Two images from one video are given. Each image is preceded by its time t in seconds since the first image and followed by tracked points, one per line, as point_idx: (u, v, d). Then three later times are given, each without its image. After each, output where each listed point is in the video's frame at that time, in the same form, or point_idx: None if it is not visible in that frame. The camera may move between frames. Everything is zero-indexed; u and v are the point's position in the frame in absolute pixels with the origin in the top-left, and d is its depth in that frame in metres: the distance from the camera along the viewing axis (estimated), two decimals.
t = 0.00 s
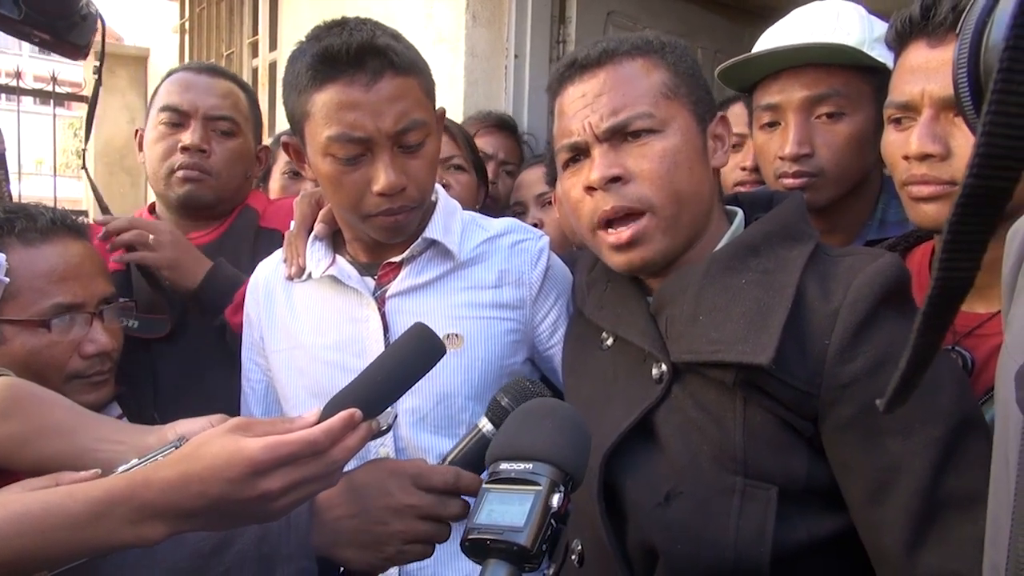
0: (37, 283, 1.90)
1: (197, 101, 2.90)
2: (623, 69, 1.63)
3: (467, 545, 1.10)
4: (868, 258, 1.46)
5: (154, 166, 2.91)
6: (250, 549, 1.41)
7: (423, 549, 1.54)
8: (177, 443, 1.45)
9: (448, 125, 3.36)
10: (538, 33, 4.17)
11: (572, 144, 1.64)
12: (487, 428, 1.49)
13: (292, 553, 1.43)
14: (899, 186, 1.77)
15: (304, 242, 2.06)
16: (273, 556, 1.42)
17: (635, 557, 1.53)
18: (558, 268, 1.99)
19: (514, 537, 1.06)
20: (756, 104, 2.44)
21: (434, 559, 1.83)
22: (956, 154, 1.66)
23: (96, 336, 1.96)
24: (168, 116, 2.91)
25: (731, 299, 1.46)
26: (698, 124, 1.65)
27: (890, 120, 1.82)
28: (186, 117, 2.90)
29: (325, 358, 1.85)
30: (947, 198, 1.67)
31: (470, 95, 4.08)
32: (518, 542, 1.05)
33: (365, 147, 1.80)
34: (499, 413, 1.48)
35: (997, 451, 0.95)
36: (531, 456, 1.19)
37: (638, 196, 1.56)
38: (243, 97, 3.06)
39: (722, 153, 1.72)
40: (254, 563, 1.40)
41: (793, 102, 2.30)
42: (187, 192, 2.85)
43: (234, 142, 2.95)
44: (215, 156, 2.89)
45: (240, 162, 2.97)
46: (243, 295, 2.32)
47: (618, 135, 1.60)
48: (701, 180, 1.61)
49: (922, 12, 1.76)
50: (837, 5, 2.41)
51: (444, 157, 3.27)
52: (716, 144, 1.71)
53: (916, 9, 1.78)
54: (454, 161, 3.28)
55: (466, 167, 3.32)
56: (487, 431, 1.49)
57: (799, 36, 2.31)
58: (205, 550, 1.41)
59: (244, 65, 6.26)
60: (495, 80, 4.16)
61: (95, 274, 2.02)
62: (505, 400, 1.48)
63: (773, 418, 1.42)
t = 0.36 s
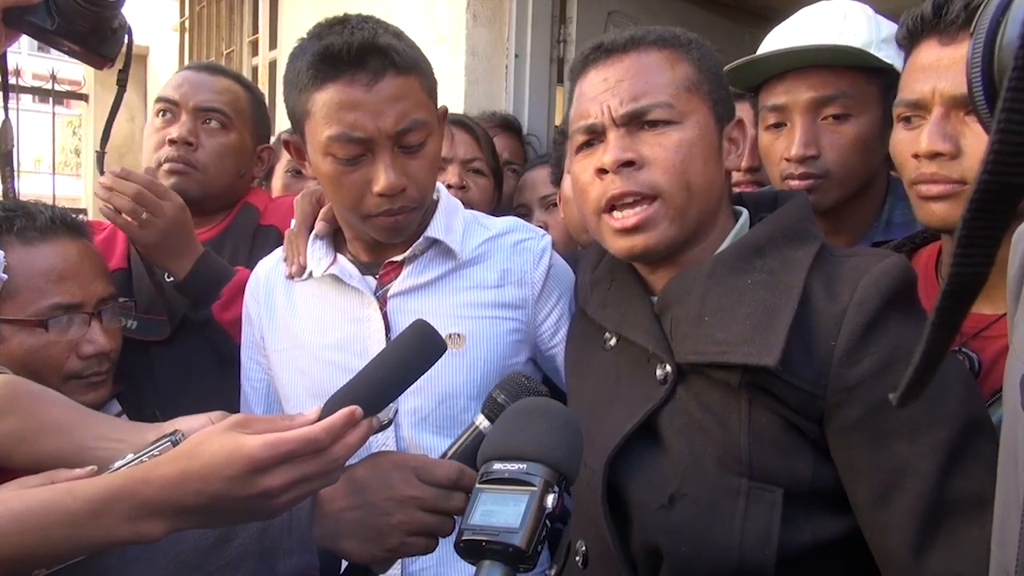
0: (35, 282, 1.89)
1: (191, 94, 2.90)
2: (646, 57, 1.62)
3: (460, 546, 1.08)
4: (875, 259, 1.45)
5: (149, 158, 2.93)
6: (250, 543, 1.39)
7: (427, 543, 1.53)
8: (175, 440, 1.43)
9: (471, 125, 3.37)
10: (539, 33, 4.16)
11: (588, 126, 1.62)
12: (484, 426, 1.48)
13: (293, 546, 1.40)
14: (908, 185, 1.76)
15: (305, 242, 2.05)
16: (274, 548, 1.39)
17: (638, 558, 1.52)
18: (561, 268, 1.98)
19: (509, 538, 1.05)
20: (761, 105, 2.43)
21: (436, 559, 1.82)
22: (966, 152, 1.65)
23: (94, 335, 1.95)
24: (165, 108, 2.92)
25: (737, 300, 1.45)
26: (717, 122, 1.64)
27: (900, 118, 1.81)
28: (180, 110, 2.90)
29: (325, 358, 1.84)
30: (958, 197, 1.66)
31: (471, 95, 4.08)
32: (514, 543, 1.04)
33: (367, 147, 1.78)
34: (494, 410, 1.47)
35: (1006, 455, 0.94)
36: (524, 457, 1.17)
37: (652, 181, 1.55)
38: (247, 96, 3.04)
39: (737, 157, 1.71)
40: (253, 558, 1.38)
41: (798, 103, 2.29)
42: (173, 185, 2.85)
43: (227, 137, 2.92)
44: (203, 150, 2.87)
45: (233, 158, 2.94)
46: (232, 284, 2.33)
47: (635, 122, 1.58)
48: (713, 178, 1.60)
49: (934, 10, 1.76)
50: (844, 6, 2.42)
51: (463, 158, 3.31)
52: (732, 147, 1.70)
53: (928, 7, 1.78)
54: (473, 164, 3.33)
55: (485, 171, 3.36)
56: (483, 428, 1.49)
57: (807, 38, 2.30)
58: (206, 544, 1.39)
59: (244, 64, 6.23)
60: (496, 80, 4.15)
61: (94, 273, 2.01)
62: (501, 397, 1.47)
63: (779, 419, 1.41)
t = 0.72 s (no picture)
0: (32, 279, 1.88)
1: (199, 99, 2.88)
2: (658, 59, 1.61)
3: (462, 539, 1.07)
4: (880, 261, 1.44)
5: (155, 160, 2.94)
6: (248, 543, 1.38)
7: (424, 544, 1.52)
8: (173, 440, 1.42)
9: (483, 128, 3.38)
10: (539, 33, 4.16)
11: (598, 126, 1.62)
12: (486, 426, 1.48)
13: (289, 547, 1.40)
14: (910, 189, 1.76)
15: (305, 240, 2.04)
16: (270, 550, 1.39)
17: (640, 559, 1.52)
18: (563, 268, 1.97)
19: (511, 531, 1.04)
20: (761, 107, 2.42)
21: (439, 561, 1.81)
22: (968, 157, 1.65)
23: (92, 333, 1.94)
24: (171, 111, 2.91)
25: (742, 301, 1.45)
26: (729, 124, 1.64)
27: (900, 122, 1.82)
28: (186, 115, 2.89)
29: (326, 358, 1.83)
30: (961, 203, 1.66)
31: (470, 94, 4.08)
32: (515, 536, 1.04)
33: (369, 147, 1.78)
34: (494, 409, 1.47)
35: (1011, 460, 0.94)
36: (527, 448, 1.17)
37: (662, 184, 1.55)
38: (256, 101, 3.04)
39: (747, 158, 1.73)
40: (250, 558, 1.37)
41: (799, 105, 2.29)
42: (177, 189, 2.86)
43: (232, 144, 2.92)
44: (208, 155, 2.87)
45: (238, 164, 2.94)
46: (201, 243, 2.23)
47: (647, 123, 1.58)
48: (723, 181, 1.60)
49: (934, 14, 1.76)
50: (845, 7, 2.42)
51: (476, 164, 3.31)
52: (742, 148, 1.71)
53: (929, 11, 1.77)
54: (484, 170, 3.33)
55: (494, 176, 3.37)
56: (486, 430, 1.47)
57: (807, 41, 2.31)
58: (201, 546, 1.37)
59: (244, 63, 6.22)
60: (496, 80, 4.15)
61: (91, 271, 2.00)
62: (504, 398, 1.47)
63: (784, 421, 1.40)
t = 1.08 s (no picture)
0: (32, 278, 1.89)
1: (191, 98, 2.85)
2: (650, 65, 1.61)
3: (474, 539, 1.09)
4: (875, 261, 1.45)
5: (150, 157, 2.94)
6: (247, 542, 1.40)
7: (421, 543, 1.53)
8: (172, 441, 1.43)
9: (483, 131, 3.39)
10: (538, 32, 4.16)
11: (592, 136, 1.62)
12: (487, 425, 1.51)
13: (285, 546, 1.41)
14: (905, 194, 1.76)
15: (305, 240, 2.04)
16: (270, 548, 1.40)
17: (637, 558, 1.53)
18: (561, 268, 1.98)
19: (524, 532, 1.05)
20: (756, 108, 2.42)
21: (435, 560, 1.82)
22: (963, 161, 1.66)
23: (91, 332, 1.95)
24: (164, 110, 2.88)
25: (740, 301, 1.46)
26: (722, 126, 1.65)
27: (895, 126, 1.83)
28: (179, 114, 2.86)
29: (326, 358, 1.84)
30: (958, 206, 1.66)
31: (470, 93, 4.08)
32: (529, 538, 1.05)
33: (367, 148, 1.79)
34: (497, 409, 1.48)
35: (1000, 458, 0.95)
36: (542, 448, 1.18)
37: (657, 195, 1.56)
38: (250, 98, 3.02)
39: (741, 157, 1.74)
40: (248, 557, 1.39)
41: (795, 106, 2.30)
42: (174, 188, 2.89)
43: (227, 141, 2.92)
44: (203, 154, 2.88)
45: (234, 160, 2.96)
46: (202, 202, 2.19)
47: (640, 132, 1.59)
48: (720, 182, 1.61)
49: (927, 19, 1.77)
50: (840, 8, 2.43)
51: (475, 165, 3.31)
52: (736, 147, 1.72)
53: (921, 16, 1.79)
54: (483, 172, 3.34)
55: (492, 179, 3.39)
56: (487, 428, 1.51)
57: (803, 43, 2.32)
58: (199, 545, 1.40)
59: (244, 62, 6.23)
60: (495, 80, 4.15)
61: (90, 270, 2.00)
62: (503, 396, 1.49)
63: (780, 420, 1.41)
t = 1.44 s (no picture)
0: (28, 275, 1.88)
1: (189, 88, 2.88)
2: (650, 63, 1.60)
3: (473, 545, 1.08)
4: (874, 260, 1.44)
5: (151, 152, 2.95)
6: (246, 545, 1.39)
7: (417, 545, 1.53)
8: (172, 443, 1.43)
9: (478, 128, 3.37)
10: (538, 32, 4.16)
11: (589, 135, 1.61)
12: (489, 428, 1.50)
13: (279, 547, 1.40)
14: (907, 193, 1.75)
15: (300, 239, 2.03)
16: (270, 549, 1.39)
17: (633, 560, 1.52)
18: (557, 268, 1.97)
19: (522, 537, 1.04)
20: (757, 108, 2.41)
21: (431, 561, 1.81)
22: (965, 161, 1.65)
23: (88, 330, 1.94)
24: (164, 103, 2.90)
25: (738, 301, 1.44)
26: (719, 125, 1.63)
27: (896, 125, 1.81)
28: (177, 104, 2.88)
29: (321, 358, 1.83)
30: (958, 206, 1.65)
31: (470, 92, 4.06)
32: (526, 543, 1.04)
33: (362, 147, 1.78)
34: (500, 412, 1.46)
35: (999, 458, 0.93)
36: (540, 454, 1.17)
37: (654, 194, 1.55)
38: (250, 94, 3.03)
39: (737, 157, 1.72)
40: (242, 558, 1.38)
41: (796, 106, 2.28)
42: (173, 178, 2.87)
43: (225, 131, 2.91)
44: (201, 143, 2.87)
45: (233, 152, 2.94)
46: (191, 188, 2.19)
47: (639, 132, 1.58)
48: (718, 182, 1.60)
49: (929, 16, 1.76)
50: (841, 7, 2.42)
51: (476, 165, 3.29)
52: (733, 148, 1.71)
53: (923, 13, 1.77)
54: (484, 172, 3.32)
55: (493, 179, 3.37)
56: (489, 431, 1.50)
57: (804, 42, 2.30)
58: (198, 547, 1.38)
59: (244, 61, 6.22)
60: (495, 79, 4.15)
61: (87, 268, 2.00)
62: (505, 399, 1.46)
63: (777, 421, 1.40)
